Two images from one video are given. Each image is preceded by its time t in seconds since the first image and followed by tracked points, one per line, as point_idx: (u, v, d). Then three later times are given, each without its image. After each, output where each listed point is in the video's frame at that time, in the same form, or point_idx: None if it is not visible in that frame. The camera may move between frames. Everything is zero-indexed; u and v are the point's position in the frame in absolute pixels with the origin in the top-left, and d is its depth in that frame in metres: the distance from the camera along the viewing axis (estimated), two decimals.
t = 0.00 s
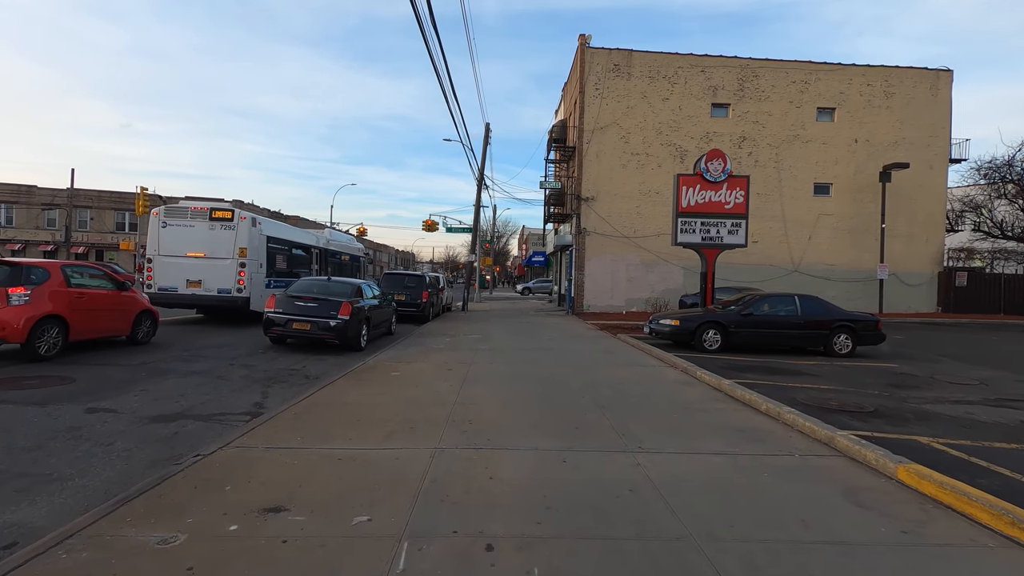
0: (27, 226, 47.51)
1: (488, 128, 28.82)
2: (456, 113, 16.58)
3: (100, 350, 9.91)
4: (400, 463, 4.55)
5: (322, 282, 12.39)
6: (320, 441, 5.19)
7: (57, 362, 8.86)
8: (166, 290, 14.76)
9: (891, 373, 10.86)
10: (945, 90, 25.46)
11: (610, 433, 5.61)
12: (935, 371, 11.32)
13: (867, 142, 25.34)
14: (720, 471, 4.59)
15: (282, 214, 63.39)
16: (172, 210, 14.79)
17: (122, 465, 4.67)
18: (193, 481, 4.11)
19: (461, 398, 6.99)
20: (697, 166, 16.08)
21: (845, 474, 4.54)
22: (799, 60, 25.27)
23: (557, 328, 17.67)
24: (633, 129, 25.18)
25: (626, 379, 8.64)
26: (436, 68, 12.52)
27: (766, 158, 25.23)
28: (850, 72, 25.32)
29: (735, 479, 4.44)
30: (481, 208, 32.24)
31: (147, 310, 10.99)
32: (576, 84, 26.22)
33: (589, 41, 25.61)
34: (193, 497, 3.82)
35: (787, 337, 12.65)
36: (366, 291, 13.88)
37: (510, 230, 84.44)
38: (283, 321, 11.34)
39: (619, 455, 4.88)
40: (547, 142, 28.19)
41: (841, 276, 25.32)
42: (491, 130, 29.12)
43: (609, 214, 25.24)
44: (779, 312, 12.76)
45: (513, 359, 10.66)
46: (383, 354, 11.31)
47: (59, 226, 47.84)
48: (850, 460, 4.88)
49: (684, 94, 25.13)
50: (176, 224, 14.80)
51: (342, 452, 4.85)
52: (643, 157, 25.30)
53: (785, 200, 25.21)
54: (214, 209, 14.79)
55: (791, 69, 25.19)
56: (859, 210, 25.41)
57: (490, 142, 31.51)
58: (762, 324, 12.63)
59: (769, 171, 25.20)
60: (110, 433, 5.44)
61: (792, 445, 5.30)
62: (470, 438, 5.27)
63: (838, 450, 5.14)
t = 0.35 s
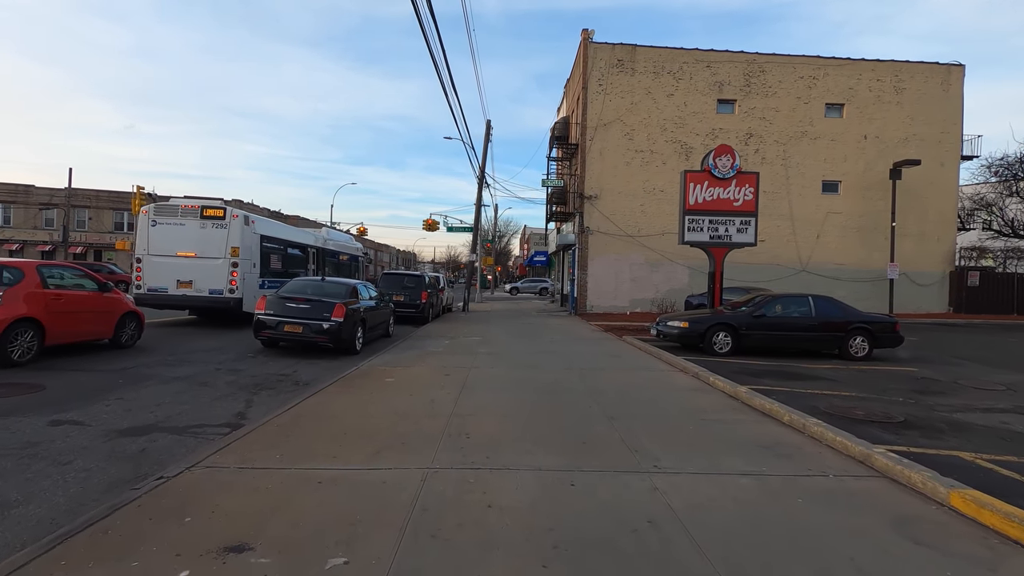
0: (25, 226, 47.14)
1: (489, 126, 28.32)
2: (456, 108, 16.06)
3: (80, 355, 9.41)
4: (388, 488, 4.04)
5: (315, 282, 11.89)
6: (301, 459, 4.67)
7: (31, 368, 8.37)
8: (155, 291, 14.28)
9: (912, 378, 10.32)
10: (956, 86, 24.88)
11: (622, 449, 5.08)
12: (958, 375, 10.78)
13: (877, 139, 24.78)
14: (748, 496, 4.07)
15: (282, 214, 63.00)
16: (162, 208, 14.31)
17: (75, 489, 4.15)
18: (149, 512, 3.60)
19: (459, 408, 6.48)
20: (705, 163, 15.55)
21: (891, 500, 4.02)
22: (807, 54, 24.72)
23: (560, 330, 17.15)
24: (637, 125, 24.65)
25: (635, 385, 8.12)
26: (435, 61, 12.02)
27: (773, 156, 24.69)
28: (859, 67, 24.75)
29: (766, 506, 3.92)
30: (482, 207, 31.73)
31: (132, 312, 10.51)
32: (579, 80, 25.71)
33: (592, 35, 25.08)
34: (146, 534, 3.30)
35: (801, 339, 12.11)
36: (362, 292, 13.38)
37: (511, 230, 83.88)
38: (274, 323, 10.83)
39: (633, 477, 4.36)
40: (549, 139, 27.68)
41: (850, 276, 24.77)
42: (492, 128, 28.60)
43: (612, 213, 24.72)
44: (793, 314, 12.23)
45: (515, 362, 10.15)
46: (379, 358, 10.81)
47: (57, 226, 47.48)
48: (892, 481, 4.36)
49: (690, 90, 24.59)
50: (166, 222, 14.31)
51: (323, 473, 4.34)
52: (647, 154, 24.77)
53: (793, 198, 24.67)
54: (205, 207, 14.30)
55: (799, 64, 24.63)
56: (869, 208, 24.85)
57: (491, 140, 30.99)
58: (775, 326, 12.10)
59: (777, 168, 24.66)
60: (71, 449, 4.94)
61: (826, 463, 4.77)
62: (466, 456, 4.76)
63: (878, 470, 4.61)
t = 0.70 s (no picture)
0: (23, 226, 46.81)
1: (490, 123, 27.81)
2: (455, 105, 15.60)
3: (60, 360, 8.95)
4: (374, 520, 3.55)
5: (309, 284, 11.42)
6: (279, 483, 4.18)
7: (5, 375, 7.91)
8: (145, 293, 13.82)
9: (935, 383, 9.80)
10: (968, 81, 24.32)
11: (637, 470, 4.58)
12: (982, 380, 10.27)
13: (886, 135, 24.24)
14: (786, 528, 3.56)
15: (282, 214, 62.59)
16: (151, 207, 13.84)
17: (21, 519, 3.67)
18: (95, 552, 3.11)
19: (457, 420, 5.98)
20: (713, 159, 15.02)
21: (948, 533, 3.52)
22: (814, 49, 24.19)
23: (563, 331, 16.67)
24: (641, 122, 24.14)
25: (645, 393, 7.61)
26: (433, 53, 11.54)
27: (781, 153, 24.17)
28: (868, 62, 24.21)
29: (807, 541, 3.41)
30: (483, 206, 31.25)
31: (116, 315, 10.03)
32: (582, 77, 25.21)
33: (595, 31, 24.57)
34: None
35: (816, 342, 11.59)
36: (357, 293, 12.89)
37: (512, 230, 83.35)
38: (265, 327, 10.34)
39: (652, 504, 3.87)
40: (551, 137, 27.19)
41: (859, 275, 24.25)
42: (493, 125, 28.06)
43: (616, 212, 24.21)
44: (807, 316, 11.71)
45: (516, 367, 9.64)
46: (375, 362, 10.34)
47: (55, 226, 47.11)
48: (946, 511, 3.85)
49: (695, 86, 24.08)
50: (156, 221, 13.83)
51: (302, 500, 3.84)
52: (651, 151, 24.25)
53: (800, 196, 24.15)
54: (196, 206, 13.84)
55: (807, 59, 24.10)
56: (878, 206, 24.32)
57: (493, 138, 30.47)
58: (789, 329, 11.58)
59: (784, 166, 24.14)
60: (26, 470, 4.46)
61: (865, 487, 4.27)
62: (464, 479, 4.26)
63: (926, 495, 4.10)
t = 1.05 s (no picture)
0: (19, 227, 46.38)
1: (490, 121, 27.29)
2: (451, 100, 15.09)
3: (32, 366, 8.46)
4: (346, 562, 3.04)
5: (299, 285, 10.92)
6: (241, 512, 3.66)
7: None
8: (130, 294, 13.31)
9: (958, 389, 9.27)
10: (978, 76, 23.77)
11: (649, 495, 4.06)
12: (1007, 385, 9.74)
13: (895, 132, 23.70)
14: (827, 570, 3.04)
15: (281, 214, 62.13)
16: (137, 205, 13.33)
17: None
18: None
19: (449, 434, 5.47)
20: (720, 155, 14.49)
21: None
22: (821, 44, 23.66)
23: (565, 333, 16.16)
24: (644, 119, 23.62)
25: (652, 401, 7.08)
26: (428, 44, 11.02)
27: (786, 150, 23.66)
28: (876, 57, 23.68)
29: None
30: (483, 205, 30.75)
31: (95, 318, 9.52)
32: (583, 73, 24.70)
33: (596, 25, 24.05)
34: None
35: (829, 345, 11.06)
36: (350, 295, 12.40)
37: (513, 230, 82.81)
38: (251, 330, 9.83)
39: (669, 538, 3.35)
40: (551, 134, 26.69)
41: (866, 275, 23.71)
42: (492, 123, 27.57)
43: (618, 210, 23.70)
44: (820, 318, 11.19)
45: (515, 373, 9.13)
46: (366, 367, 9.82)
47: (51, 227, 46.64)
48: (1008, 547, 3.33)
49: (698, 82, 23.57)
50: (142, 220, 13.33)
51: (265, 535, 3.33)
52: (654, 148, 23.73)
53: (806, 195, 23.64)
54: (184, 204, 13.34)
55: (813, 54, 23.58)
56: (886, 204, 23.78)
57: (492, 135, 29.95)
58: (801, 331, 11.05)
59: (790, 163, 23.62)
60: None
61: (911, 516, 3.75)
62: (454, 508, 3.74)
63: (984, 527, 3.58)
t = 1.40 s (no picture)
0: (17, 228, 46.05)
1: (491, 118, 26.75)
2: (451, 94, 14.61)
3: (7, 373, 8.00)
4: None
5: (292, 286, 10.43)
6: (203, 550, 3.17)
7: None
8: (119, 295, 12.85)
9: (988, 395, 8.74)
10: (992, 71, 23.20)
11: (672, 527, 3.55)
12: None
13: (906, 128, 23.15)
14: None
15: (282, 214, 61.79)
16: (125, 203, 12.87)
17: None
18: None
19: (447, 451, 4.97)
20: (730, 150, 13.97)
21: None
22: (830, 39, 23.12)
23: (569, 335, 15.66)
24: (649, 116, 23.10)
25: (667, 411, 6.57)
26: (426, 33, 10.52)
27: (795, 148, 23.13)
28: (887, 51, 23.12)
29: None
30: (485, 204, 30.26)
31: (77, 321, 9.07)
32: (586, 69, 24.19)
33: (599, 20, 23.54)
34: None
35: (847, 349, 10.53)
36: (345, 296, 11.91)
37: (515, 230, 82.32)
38: (240, 334, 9.34)
39: None
40: (554, 132, 26.18)
41: (877, 275, 23.15)
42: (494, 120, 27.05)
43: (623, 209, 23.18)
44: (838, 320, 10.66)
45: (518, 378, 8.63)
46: (361, 373, 9.33)
47: (50, 228, 46.31)
48: None
49: (705, 77, 23.04)
50: (130, 218, 12.86)
51: None
52: (660, 145, 23.20)
53: (815, 193, 23.10)
54: (174, 202, 12.86)
55: (822, 49, 23.03)
56: (897, 202, 23.22)
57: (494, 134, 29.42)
58: (818, 334, 10.52)
59: (798, 161, 23.09)
60: None
61: (978, 555, 3.25)
62: (448, 545, 3.25)
63: None
